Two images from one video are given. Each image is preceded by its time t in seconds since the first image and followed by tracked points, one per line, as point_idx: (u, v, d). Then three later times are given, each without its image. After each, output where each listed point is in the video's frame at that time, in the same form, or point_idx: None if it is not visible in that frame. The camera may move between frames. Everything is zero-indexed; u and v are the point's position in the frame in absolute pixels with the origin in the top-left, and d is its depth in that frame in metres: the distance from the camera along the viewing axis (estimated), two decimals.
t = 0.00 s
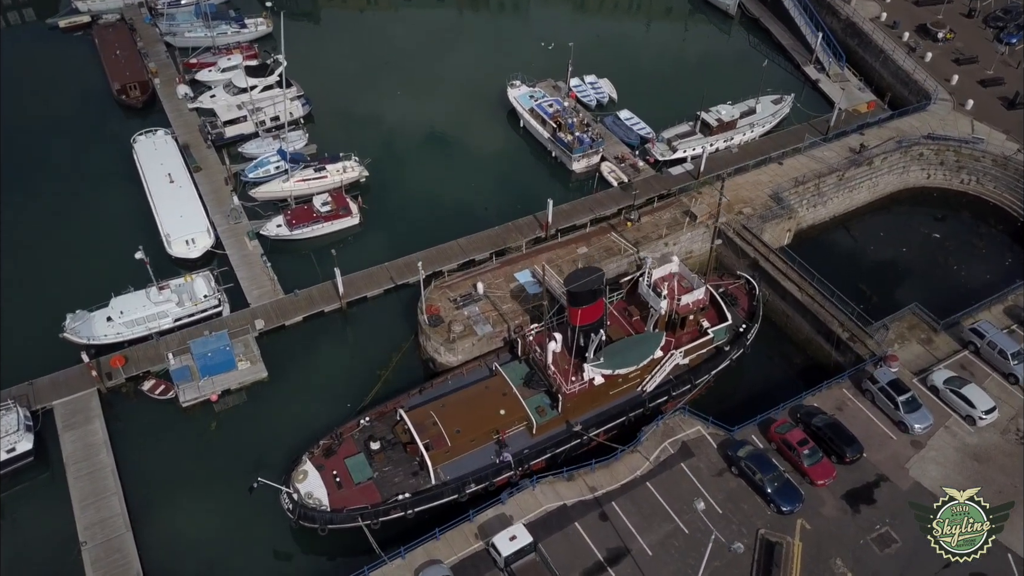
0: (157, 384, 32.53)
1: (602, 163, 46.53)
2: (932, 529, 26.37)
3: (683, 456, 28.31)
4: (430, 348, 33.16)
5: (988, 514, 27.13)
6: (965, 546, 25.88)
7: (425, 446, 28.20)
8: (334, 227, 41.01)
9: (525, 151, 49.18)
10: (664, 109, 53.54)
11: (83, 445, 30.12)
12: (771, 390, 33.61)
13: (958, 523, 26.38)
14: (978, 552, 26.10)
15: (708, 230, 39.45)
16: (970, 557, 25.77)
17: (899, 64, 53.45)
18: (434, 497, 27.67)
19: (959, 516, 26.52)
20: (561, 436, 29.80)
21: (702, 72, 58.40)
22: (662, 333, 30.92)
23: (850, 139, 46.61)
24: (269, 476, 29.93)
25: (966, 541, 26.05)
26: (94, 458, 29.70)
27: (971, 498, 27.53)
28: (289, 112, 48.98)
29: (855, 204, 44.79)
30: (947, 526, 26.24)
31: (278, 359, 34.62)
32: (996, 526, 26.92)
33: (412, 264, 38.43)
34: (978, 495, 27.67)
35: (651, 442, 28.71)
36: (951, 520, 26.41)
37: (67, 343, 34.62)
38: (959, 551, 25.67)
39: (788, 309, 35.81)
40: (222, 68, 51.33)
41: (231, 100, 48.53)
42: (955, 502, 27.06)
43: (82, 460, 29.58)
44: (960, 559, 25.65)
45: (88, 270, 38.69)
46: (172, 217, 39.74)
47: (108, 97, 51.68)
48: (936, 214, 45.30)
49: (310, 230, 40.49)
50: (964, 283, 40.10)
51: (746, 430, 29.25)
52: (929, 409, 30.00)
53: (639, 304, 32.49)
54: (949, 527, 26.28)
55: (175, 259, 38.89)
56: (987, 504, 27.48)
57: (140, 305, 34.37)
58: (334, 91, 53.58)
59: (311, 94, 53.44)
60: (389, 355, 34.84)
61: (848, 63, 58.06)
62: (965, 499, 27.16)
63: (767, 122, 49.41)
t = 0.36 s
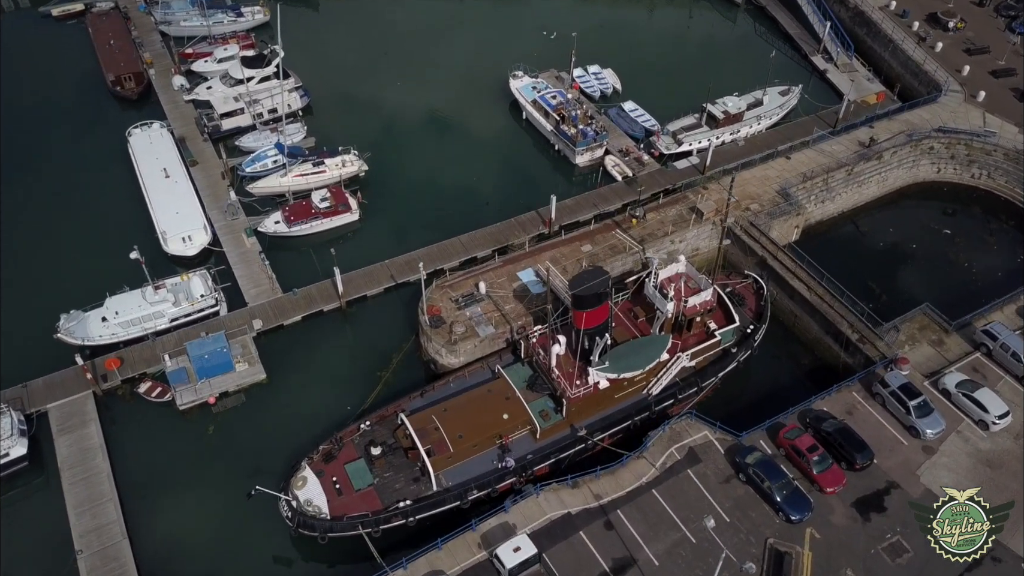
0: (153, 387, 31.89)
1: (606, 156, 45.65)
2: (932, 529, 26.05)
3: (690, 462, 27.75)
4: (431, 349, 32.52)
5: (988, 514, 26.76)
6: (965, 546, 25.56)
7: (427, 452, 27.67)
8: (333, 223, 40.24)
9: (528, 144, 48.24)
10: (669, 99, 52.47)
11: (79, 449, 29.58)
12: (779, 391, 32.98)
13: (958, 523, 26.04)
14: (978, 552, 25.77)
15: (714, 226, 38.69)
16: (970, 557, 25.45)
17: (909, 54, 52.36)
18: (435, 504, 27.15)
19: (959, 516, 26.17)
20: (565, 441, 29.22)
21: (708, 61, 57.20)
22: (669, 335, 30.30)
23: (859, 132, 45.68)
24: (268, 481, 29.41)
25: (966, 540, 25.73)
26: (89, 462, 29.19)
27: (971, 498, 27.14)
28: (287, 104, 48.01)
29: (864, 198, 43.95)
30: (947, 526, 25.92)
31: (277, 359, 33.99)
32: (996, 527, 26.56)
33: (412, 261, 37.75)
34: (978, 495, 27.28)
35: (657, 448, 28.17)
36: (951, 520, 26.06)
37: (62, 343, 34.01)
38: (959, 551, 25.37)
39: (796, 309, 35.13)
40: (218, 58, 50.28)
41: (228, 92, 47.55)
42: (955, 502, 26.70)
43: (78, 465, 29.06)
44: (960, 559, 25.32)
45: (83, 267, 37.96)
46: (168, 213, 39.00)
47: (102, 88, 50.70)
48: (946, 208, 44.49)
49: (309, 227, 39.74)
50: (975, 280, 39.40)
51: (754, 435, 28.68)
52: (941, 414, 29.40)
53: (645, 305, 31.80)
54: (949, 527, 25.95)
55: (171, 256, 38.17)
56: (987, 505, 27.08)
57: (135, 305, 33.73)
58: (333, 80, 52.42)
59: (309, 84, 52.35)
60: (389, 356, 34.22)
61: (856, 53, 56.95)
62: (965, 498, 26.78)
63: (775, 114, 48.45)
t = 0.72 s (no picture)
0: (150, 385, 31.43)
1: (610, 146, 44.73)
2: (932, 529, 25.69)
3: (697, 465, 27.24)
4: (433, 347, 31.90)
5: (989, 514, 26.33)
6: (965, 546, 25.21)
7: (429, 454, 27.18)
8: (332, 217, 39.53)
9: (531, 132, 47.25)
10: (674, 85, 51.33)
11: (74, 450, 29.11)
12: (786, 390, 32.38)
13: (958, 523, 25.66)
14: (978, 552, 25.42)
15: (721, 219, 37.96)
16: (969, 557, 25.10)
17: (920, 41, 51.24)
18: (437, 508, 26.65)
19: (959, 516, 25.80)
20: (570, 442, 28.64)
21: (714, 45, 55.92)
22: (675, 335, 29.72)
23: (869, 122, 44.72)
24: (266, 483, 28.90)
25: (967, 540, 25.38)
26: (85, 463, 28.74)
27: (971, 497, 26.67)
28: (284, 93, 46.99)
29: (873, 190, 43.14)
30: (947, 526, 25.56)
31: (276, 357, 33.41)
32: (997, 526, 26.12)
33: (413, 256, 37.07)
34: (978, 495, 26.82)
35: (663, 450, 27.66)
36: (951, 520, 25.70)
37: (56, 340, 33.42)
38: (959, 551, 25.05)
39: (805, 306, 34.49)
40: (214, 45, 49.17)
41: (224, 80, 46.53)
42: (955, 502, 26.28)
43: (73, 467, 28.60)
44: (959, 558, 24.97)
45: (76, 260, 37.25)
46: (163, 206, 38.25)
47: (96, 75, 49.70)
48: (957, 200, 43.65)
49: (308, 220, 38.99)
50: (986, 275, 38.70)
51: (762, 437, 28.16)
52: (952, 415, 28.86)
53: (652, 303, 31.18)
54: (949, 526, 25.58)
55: (167, 250, 37.46)
56: (987, 505, 26.57)
57: (131, 302, 33.07)
58: (330, 66, 51.23)
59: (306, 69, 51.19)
60: (390, 353, 33.61)
61: (865, 39, 55.77)
62: (965, 498, 26.39)
63: (782, 103, 47.45)
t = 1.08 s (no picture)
0: (147, 382, 30.98)
1: (614, 133, 43.73)
2: (932, 529, 25.35)
3: (704, 466, 26.78)
4: (434, 343, 31.30)
5: (988, 514, 25.94)
6: (965, 546, 24.90)
7: (431, 455, 26.70)
8: (332, 207, 38.73)
9: (533, 118, 46.22)
10: (680, 68, 50.12)
11: (71, 450, 28.70)
12: (795, 385, 31.79)
13: (958, 523, 25.30)
14: (978, 552, 25.09)
15: (727, 210, 37.22)
16: (968, 557, 24.81)
17: (933, 24, 50.03)
18: (440, 509, 26.19)
19: (959, 516, 25.43)
20: (575, 441, 28.14)
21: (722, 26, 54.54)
22: (682, 332, 29.14)
23: (880, 109, 43.70)
24: (266, 483, 28.44)
25: (967, 540, 25.05)
26: (82, 463, 28.33)
27: (971, 497, 26.26)
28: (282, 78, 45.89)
29: (883, 179, 42.29)
30: (947, 526, 25.21)
31: (275, 352, 32.84)
32: (997, 525, 25.78)
33: (414, 248, 36.36)
34: (978, 494, 26.40)
35: (670, 451, 27.20)
36: (951, 520, 25.37)
37: (51, 336, 32.86)
38: (959, 551, 24.74)
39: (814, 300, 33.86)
40: (209, 28, 47.94)
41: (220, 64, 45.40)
42: (955, 502, 25.88)
43: (70, 467, 28.19)
44: (958, 557, 24.67)
45: (70, 252, 36.55)
46: (159, 196, 37.47)
47: (89, 60, 48.61)
48: (968, 188, 42.78)
49: (307, 210, 38.21)
50: (997, 266, 37.97)
51: (770, 437, 27.68)
52: (964, 415, 28.36)
53: (658, 299, 30.54)
54: (949, 526, 25.22)
55: (163, 241, 36.75)
56: (987, 504, 26.17)
57: (126, 297, 32.48)
58: (328, 50, 49.97)
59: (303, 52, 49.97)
60: (391, 348, 33.03)
61: (875, 21, 54.50)
62: (965, 498, 26.00)
63: (791, 88, 46.35)
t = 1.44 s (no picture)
0: (144, 379, 30.50)
1: (619, 121, 42.73)
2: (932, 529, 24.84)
3: (711, 468, 26.31)
4: (436, 341, 30.73)
5: (989, 514, 25.37)
6: (965, 546, 24.30)
7: (433, 456, 26.22)
8: (331, 198, 37.93)
9: (536, 105, 45.20)
10: (686, 52, 48.94)
11: (68, 450, 28.26)
12: (804, 383, 31.21)
13: (958, 523, 24.73)
14: (978, 552, 24.49)
15: (735, 202, 36.45)
16: (967, 557, 24.24)
17: (945, 7, 48.81)
18: (443, 512, 25.75)
19: (958, 516, 24.85)
20: (579, 441, 27.66)
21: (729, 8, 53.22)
22: (689, 330, 28.56)
23: (891, 96, 42.67)
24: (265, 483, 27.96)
25: (966, 540, 24.46)
26: (79, 463, 27.91)
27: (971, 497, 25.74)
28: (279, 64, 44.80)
29: (893, 168, 41.44)
30: (947, 527, 24.67)
31: (274, 348, 32.30)
32: (998, 525, 25.18)
33: (415, 241, 35.65)
34: (977, 495, 25.90)
35: (676, 453, 26.74)
36: (950, 519, 24.79)
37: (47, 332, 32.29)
38: (959, 551, 24.21)
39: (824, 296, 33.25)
40: (205, 12, 46.80)
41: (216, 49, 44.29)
42: (955, 503, 25.35)
43: (66, 467, 27.77)
44: (958, 558, 24.14)
45: (65, 245, 35.86)
46: (154, 188, 36.69)
47: (83, 45, 47.54)
48: (980, 178, 42.06)
49: (306, 202, 37.39)
50: (1010, 258, 37.21)
51: (778, 439, 27.21)
52: (976, 415, 27.85)
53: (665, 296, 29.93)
54: (949, 526, 24.68)
55: (159, 233, 36.02)
56: (988, 505, 25.65)
57: (122, 293, 31.82)
58: (326, 35, 48.86)
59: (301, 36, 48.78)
60: (392, 344, 32.47)
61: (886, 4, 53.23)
62: (965, 498, 25.47)
63: (800, 75, 45.26)
